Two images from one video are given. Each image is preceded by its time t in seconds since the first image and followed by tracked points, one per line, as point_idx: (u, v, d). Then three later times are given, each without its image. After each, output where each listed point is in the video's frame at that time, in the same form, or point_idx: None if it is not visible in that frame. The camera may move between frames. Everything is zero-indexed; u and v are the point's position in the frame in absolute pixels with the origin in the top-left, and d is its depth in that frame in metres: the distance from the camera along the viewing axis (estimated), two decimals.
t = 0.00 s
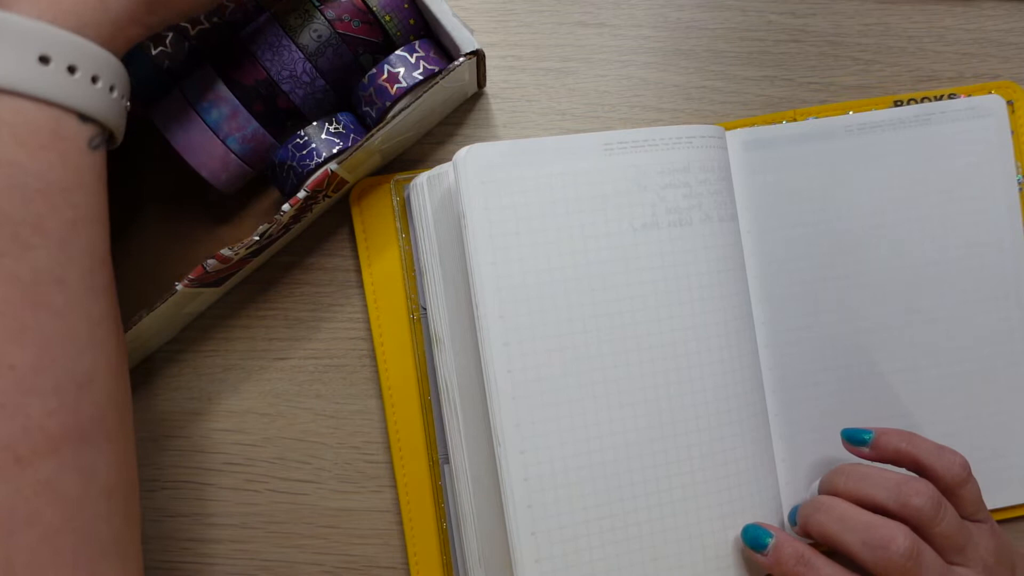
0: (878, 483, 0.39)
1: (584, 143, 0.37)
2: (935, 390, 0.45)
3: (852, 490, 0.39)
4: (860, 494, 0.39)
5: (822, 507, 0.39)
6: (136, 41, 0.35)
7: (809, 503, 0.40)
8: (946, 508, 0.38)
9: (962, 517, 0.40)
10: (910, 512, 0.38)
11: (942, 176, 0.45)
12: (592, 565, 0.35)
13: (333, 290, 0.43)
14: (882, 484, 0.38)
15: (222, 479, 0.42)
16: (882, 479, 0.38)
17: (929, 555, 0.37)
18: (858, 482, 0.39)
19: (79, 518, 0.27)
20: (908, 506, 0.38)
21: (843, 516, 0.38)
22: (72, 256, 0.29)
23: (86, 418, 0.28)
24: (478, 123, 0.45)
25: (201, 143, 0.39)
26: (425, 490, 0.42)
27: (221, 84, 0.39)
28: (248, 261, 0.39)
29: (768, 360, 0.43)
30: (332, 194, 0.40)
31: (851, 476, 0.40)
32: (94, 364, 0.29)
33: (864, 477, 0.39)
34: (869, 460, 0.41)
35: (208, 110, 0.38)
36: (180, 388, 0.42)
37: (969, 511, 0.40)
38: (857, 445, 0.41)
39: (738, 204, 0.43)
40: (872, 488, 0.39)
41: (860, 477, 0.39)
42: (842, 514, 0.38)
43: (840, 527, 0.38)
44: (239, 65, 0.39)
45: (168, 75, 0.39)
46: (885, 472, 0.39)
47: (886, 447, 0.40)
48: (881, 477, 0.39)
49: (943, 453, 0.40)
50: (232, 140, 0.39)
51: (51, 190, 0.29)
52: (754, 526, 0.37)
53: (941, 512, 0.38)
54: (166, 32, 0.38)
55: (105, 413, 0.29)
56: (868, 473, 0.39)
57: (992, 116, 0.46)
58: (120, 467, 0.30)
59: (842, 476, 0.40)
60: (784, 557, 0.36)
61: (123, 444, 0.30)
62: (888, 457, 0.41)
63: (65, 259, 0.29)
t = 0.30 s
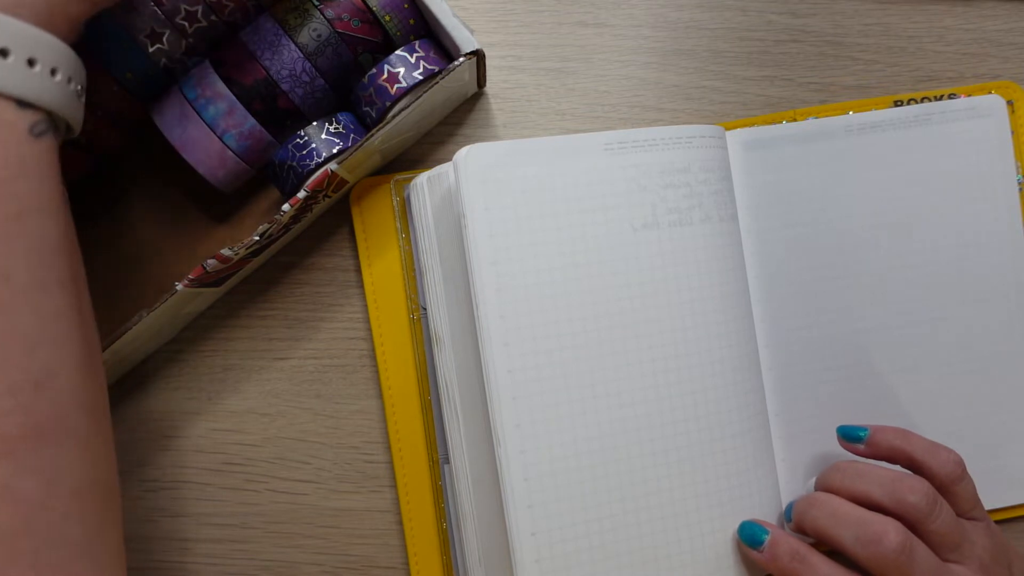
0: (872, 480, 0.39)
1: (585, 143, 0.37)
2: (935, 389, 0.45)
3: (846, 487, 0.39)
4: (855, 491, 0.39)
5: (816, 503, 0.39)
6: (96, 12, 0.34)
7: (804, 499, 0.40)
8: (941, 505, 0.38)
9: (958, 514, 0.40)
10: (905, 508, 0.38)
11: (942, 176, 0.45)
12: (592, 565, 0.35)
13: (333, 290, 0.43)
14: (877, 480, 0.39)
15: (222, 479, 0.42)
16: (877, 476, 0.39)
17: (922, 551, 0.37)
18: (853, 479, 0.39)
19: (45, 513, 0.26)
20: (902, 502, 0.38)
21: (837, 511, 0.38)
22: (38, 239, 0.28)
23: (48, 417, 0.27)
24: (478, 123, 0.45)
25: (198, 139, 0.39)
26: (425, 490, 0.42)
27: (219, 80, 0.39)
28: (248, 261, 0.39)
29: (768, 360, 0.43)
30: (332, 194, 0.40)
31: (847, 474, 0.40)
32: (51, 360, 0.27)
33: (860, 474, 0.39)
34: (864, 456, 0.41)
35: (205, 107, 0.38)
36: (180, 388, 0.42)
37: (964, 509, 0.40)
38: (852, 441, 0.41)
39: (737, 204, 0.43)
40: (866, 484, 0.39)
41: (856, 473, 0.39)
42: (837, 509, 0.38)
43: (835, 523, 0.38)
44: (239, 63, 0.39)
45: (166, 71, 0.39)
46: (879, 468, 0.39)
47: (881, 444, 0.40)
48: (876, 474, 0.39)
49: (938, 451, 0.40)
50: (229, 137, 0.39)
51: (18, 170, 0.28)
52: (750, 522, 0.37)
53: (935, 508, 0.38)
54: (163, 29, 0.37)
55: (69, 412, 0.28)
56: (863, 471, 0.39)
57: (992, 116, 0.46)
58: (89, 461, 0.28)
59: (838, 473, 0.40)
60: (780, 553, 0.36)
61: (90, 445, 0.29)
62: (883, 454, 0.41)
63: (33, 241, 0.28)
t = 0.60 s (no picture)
0: (871, 479, 0.39)
1: (585, 142, 0.37)
2: (936, 389, 0.45)
3: (845, 486, 0.39)
4: (853, 490, 0.39)
5: (814, 502, 0.39)
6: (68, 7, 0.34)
7: (800, 498, 0.39)
8: (938, 505, 0.38)
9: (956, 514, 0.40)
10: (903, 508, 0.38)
11: (941, 176, 0.45)
12: (593, 565, 0.35)
13: (333, 290, 0.43)
14: (875, 480, 0.39)
15: (222, 479, 0.42)
16: (875, 475, 0.39)
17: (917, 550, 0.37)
18: (851, 478, 0.39)
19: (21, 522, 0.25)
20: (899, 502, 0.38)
21: (835, 511, 0.38)
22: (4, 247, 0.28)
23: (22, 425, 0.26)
24: (478, 123, 0.45)
25: (198, 139, 0.39)
26: (425, 490, 0.42)
27: (219, 80, 0.39)
28: (248, 261, 0.39)
29: (768, 360, 0.43)
30: (332, 194, 0.40)
31: (846, 473, 0.40)
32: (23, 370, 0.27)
33: (858, 473, 0.39)
34: (862, 456, 0.41)
35: (205, 107, 0.39)
36: (179, 388, 0.42)
37: (962, 509, 0.40)
38: (850, 441, 0.41)
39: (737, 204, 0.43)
40: (865, 484, 0.39)
41: (854, 472, 0.39)
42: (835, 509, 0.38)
43: (834, 522, 0.38)
44: (238, 63, 0.39)
45: (166, 72, 0.39)
46: (878, 468, 0.39)
47: (879, 444, 0.40)
48: (874, 473, 0.39)
49: (937, 450, 0.40)
50: (229, 136, 0.39)
51: None
52: (748, 522, 0.37)
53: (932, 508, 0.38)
54: (163, 29, 0.38)
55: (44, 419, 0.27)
56: (862, 470, 0.39)
57: (992, 116, 0.46)
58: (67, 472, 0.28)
59: (836, 472, 0.40)
60: (777, 552, 0.36)
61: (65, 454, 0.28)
62: (880, 454, 0.40)
63: None
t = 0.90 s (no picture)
0: (872, 480, 0.39)
1: (585, 142, 0.37)
2: (935, 389, 0.45)
3: (845, 487, 0.39)
4: (853, 491, 0.39)
5: (814, 502, 0.38)
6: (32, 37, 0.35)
7: (800, 498, 0.39)
8: (937, 506, 0.39)
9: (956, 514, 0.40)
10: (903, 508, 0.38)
11: (941, 176, 0.45)
12: (593, 565, 0.35)
13: (332, 290, 0.43)
14: (876, 480, 0.39)
15: (222, 479, 0.42)
16: (875, 476, 0.39)
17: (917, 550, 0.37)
18: (851, 478, 0.39)
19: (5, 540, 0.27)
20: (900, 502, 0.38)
21: (835, 512, 0.38)
22: None
23: None
24: (478, 123, 0.45)
25: (197, 139, 0.39)
26: (425, 490, 0.42)
27: (218, 80, 0.39)
28: (248, 261, 0.39)
29: (768, 360, 0.43)
30: (332, 194, 0.40)
31: (846, 474, 0.40)
32: None
33: (858, 473, 0.39)
34: (862, 456, 0.41)
35: (204, 107, 0.38)
36: (180, 388, 0.42)
37: (962, 509, 0.40)
38: (850, 441, 0.41)
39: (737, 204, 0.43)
40: (866, 484, 0.39)
41: (854, 473, 0.39)
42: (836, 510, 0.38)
43: (834, 523, 0.38)
44: (238, 63, 0.39)
45: (166, 72, 0.39)
46: (878, 468, 0.39)
47: (878, 444, 0.40)
48: (874, 473, 0.39)
49: (937, 450, 0.40)
50: (229, 136, 0.39)
51: None
52: (748, 522, 0.37)
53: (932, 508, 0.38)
54: (163, 29, 0.38)
55: None
56: (863, 470, 0.39)
57: (991, 117, 0.46)
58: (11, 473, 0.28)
59: (836, 472, 0.40)
60: (777, 552, 0.36)
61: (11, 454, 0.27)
62: (880, 454, 0.40)
63: None
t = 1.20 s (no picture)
0: (872, 481, 0.39)
1: (585, 142, 0.37)
2: (936, 389, 0.45)
3: (846, 487, 0.39)
4: (854, 492, 0.39)
5: (815, 503, 0.38)
6: None
7: (801, 499, 0.39)
8: (939, 509, 0.39)
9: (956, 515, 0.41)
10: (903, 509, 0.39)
11: (942, 176, 0.45)
12: (593, 565, 0.35)
13: (332, 289, 0.43)
14: (876, 481, 0.39)
15: (222, 480, 0.42)
16: (876, 477, 0.39)
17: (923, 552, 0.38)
18: (852, 479, 0.39)
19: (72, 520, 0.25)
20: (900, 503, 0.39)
21: (837, 513, 0.38)
22: None
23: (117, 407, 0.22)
24: (478, 123, 0.45)
25: (198, 139, 0.39)
26: (425, 491, 0.42)
27: (218, 80, 0.38)
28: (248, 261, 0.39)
29: (768, 361, 0.43)
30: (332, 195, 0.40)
31: (846, 475, 0.40)
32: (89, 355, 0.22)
33: (858, 475, 0.39)
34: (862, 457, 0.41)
35: (204, 107, 0.38)
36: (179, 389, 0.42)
37: (962, 511, 0.40)
38: (851, 442, 0.41)
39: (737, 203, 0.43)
40: (867, 486, 0.39)
41: (854, 474, 0.39)
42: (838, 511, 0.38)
43: (836, 524, 0.38)
44: (237, 63, 0.39)
45: (166, 72, 0.39)
46: (878, 469, 0.39)
47: (879, 446, 0.41)
48: (875, 475, 0.39)
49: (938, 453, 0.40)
50: (229, 136, 0.39)
51: None
52: (749, 523, 0.37)
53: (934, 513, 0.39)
54: (163, 29, 0.38)
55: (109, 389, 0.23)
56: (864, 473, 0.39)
57: (991, 117, 0.46)
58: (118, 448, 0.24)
59: (837, 473, 0.40)
60: (778, 553, 0.36)
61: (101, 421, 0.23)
62: (880, 455, 0.41)
63: None
